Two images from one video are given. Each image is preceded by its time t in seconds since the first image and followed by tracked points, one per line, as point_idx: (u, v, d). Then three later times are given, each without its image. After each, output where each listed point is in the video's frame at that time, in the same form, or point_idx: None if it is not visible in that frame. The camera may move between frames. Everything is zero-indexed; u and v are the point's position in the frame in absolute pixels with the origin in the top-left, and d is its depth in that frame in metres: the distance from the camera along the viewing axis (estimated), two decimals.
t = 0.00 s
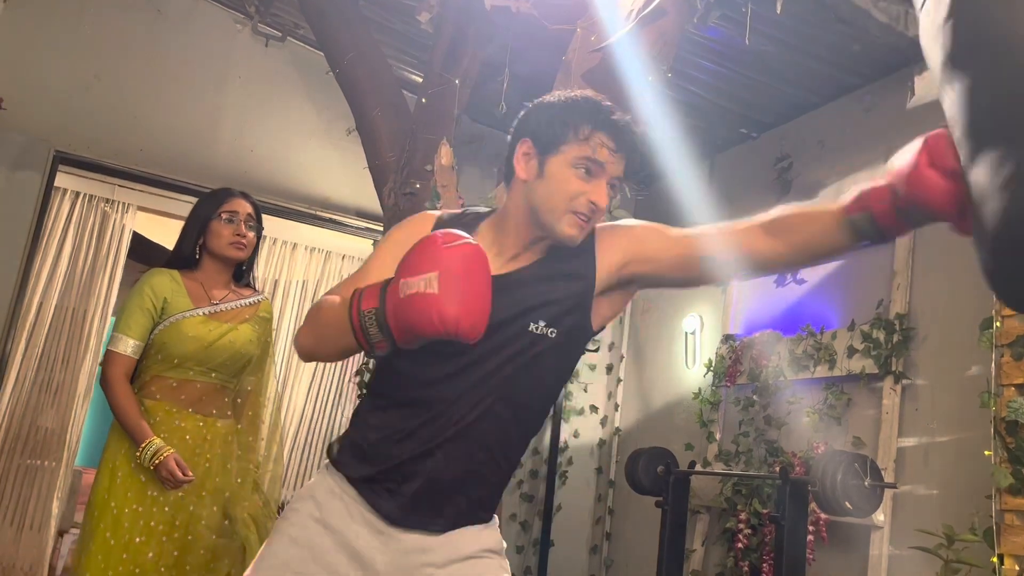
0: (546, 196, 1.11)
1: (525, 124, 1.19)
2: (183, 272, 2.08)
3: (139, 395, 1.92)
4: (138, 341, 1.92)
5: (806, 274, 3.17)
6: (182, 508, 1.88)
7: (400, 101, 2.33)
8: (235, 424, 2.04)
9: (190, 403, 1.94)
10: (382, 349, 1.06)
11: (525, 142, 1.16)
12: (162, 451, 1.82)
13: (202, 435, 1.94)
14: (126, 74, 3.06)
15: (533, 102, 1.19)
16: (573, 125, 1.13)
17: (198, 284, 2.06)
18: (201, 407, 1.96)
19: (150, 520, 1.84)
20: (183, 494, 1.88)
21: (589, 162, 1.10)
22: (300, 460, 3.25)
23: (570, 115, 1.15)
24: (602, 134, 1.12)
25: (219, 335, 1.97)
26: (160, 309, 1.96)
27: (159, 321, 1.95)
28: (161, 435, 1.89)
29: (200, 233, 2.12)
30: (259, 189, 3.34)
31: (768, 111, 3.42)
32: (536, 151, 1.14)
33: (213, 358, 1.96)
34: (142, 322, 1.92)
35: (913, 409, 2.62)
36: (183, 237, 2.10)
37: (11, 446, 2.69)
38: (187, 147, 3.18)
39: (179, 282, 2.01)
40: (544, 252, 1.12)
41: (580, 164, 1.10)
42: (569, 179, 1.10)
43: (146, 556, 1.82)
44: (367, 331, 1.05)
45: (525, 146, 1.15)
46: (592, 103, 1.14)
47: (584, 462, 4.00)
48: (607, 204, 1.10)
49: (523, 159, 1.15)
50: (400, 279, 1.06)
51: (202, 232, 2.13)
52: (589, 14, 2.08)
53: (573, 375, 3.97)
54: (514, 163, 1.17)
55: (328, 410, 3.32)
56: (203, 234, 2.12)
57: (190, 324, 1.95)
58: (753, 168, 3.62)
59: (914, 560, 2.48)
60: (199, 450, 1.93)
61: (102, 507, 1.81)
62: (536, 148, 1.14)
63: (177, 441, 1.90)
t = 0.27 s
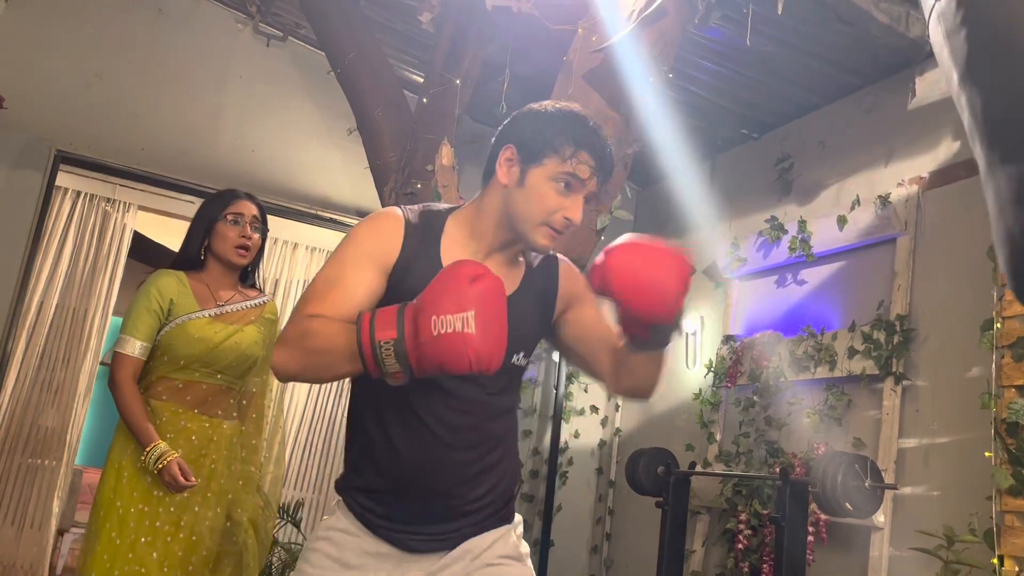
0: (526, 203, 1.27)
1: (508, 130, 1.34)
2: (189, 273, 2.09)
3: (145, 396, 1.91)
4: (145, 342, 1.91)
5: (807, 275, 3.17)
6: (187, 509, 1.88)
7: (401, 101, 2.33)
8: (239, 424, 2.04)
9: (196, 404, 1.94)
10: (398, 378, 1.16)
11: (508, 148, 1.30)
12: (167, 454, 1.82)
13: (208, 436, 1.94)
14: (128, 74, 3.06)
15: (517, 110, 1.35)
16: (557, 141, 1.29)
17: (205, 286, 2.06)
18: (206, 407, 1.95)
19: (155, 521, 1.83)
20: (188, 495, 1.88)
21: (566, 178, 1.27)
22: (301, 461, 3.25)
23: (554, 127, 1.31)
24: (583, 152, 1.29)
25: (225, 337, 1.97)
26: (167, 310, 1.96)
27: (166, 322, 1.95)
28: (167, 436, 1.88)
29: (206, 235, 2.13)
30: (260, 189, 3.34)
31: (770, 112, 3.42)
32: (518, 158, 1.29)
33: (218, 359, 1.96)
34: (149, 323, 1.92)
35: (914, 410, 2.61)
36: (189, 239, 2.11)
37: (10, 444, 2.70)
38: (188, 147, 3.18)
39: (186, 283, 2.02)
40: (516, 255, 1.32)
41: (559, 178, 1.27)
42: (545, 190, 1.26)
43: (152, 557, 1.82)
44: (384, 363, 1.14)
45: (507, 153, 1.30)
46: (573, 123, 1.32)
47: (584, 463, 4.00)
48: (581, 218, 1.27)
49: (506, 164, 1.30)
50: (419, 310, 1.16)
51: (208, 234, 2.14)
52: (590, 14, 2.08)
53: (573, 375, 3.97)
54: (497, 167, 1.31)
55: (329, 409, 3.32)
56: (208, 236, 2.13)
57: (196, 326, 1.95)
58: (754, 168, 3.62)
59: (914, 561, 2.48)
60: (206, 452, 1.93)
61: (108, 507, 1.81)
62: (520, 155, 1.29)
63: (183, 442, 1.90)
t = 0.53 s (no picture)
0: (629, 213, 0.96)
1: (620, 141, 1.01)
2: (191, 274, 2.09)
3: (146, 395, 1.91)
4: (149, 343, 1.90)
5: (807, 276, 3.17)
6: (190, 509, 1.88)
7: (402, 102, 2.33)
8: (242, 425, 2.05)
9: (199, 404, 1.94)
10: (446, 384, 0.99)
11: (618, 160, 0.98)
12: (167, 459, 1.81)
13: (210, 436, 1.94)
14: (129, 74, 3.06)
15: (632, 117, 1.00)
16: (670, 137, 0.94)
17: (207, 286, 2.05)
18: (209, 408, 1.96)
19: (159, 520, 1.83)
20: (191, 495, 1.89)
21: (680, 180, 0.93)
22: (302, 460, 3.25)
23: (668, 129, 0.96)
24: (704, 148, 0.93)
25: (227, 338, 1.97)
26: (170, 311, 1.95)
27: (169, 322, 1.94)
28: (170, 435, 1.88)
29: (208, 237, 2.13)
30: (261, 189, 3.34)
31: (771, 113, 3.42)
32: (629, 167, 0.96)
33: (221, 360, 1.96)
34: (153, 325, 1.90)
35: (914, 411, 2.61)
36: (192, 240, 2.11)
37: (10, 444, 2.71)
38: (190, 147, 3.18)
39: (188, 283, 2.01)
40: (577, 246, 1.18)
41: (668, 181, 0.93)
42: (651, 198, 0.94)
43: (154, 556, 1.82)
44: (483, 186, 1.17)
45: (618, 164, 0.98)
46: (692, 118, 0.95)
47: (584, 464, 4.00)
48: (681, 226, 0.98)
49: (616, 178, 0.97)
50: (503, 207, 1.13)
51: (211, 235, 2.14)
52: (591, 14, 2.08)
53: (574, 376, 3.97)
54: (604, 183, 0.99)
55: (329, 409, 3.32)
56: (211, 238, 2.12)
57: (199, 327, 1.94)
58: (756, 169, 3.62)
59: (914, 562, 2.48)
60: (208, 451, 1.93)
61: (111, 506, 1.81)
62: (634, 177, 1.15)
63: (185, 442, 1.90)
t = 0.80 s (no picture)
0: (621, 244, 1.24)
1: (608, 169, 1.29)
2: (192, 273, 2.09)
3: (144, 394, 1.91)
4: (147, 341, 1.90)
5: (809, 277, 3.17)
6: (187, 509, 1.88)
7: (404, 103, 2.33)
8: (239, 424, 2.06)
9: (196, 403, 1.94)
10: (593, 378, 1.15)
11: (604, 189, 1.27)
12: (156, 463, 1.80)
13: (208, 436, 1.94)
14: (131, 74, 3.07)
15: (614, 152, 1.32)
16: (649, 179, 1.24)
17: (208, 286, 2.06)
18: (206, 407, 1.96)
19: (156, 519, 1.84)
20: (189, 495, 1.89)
21: (661, 216, 1.23)
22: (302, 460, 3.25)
23: (646, 166, 1.25)
24: (673, 192, 1.24)
25: (226, 337, 1.98)
26: (169, 310, 1.95)
27: (168, 320, 1.94)
28: (167, 434, 1.88)
29: (209, 235, 2.13)
30: (263, 189, 3.34)
31: (772, 114, 3.42)
32: (614, 198, 1.26)
33: (219, 359, 1.96)
34: (151, 322, 1.91)
35: (915, 413, 2.61)
36: (192, 239, 2.11)
37: (11, 444, 2.70)
38: (192, 147, 3.18)
39: (188, 282, 2.01)
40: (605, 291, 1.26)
41: (652, 217, 1.23)
42: (642, 232, 1.23)
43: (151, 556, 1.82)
44: (578, 363, 1.13)
45: (604, 193, 1.27)
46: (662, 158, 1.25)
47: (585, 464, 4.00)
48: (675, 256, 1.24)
49: (602, 203, 1.27)
50: (609, 318, 1.16)
51: (211, 234, 2.13)
52: (593, 15, 2.08)
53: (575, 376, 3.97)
54: (592, 205, 1.28)
55: (329, 408, 3.33)
56: (211, 237, 2.12)
57: (198, 325, 1.95)
58: (757, 171, 3.62)
59: (915, 563, 2.48)
60: (206, 451, 1.93)
61: (107, 505, 1.80)
62: (614, 194, 1.26)
63: (182, 441, 1.90)
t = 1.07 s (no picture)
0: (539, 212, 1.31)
1: (528, 141, 1.37)
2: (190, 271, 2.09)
3: (140, 393, 1.90)
4: (144, 339, 1.90)
5: (810, 278, 3.17)
6: (182, 507, 1.88)
7: (405, 104, 2.34)
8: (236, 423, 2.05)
9: (191, 402, 1.94)
10: (505, 350, 1.15)
11: (523, 159, 1.35)
12: (145, 465, 1.80)
13: (204, 435, 1.93)
14: (134, 74, 3.07)
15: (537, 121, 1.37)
16: (569, 151, 1.32)
17: (205, 284, 2.07)
18: (202, 405, 1.96)
19: (152, 518, 1.83)
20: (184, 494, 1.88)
21: (579, 188, 1.30)
22: (302, 460, 3.25)
23: (566, 139, 1.33)
24: (593, 163, 1.31)
25: (223, 336, 1.98)
26: (166, 308, 1.95)
27: (164, 319, 1.95)
28: (163, 433, 1.88)
29: (207, 234, 2.13)
30: (264, 189, 3.35)
31: (774, 115, 3.42)
32: (533, 169, 1.33)
33: (215, 357, 1.96)
34: (148, 321, 1.91)
35: (916, 415, 2.61)
36: (190, 237, 2.11)
37: (13, 444, 2.70)
38: (194, 147, 3.19)
39: (185, 280, 2.02)
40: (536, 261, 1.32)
41: (571, 189, 1.30)
42: (560, 202, 1.30)
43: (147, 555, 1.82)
44: (488, 338, 1.13)
45: (523, 164, 1.34)
46: (584, 132, 1.33)
47: (586, 465, 4.00)
48: (592, 227, 1.32)
49: (522, 175, 1.34)
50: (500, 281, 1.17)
51: (209, 233, 2.14)
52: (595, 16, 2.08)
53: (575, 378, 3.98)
54: (513, 177, 1.35)
55: (329, 408, 3.33)
56: (209, 235, 2.13)
57: (194, 323, 1.95)
58: (758, 172, 3.62)
59: (916, 565, 2.48)
60: (202, 449, 1.93)
61: (103, 504, 1.80)
62: (533, 166, 1.33)
63: (178, 440, 1.89)
